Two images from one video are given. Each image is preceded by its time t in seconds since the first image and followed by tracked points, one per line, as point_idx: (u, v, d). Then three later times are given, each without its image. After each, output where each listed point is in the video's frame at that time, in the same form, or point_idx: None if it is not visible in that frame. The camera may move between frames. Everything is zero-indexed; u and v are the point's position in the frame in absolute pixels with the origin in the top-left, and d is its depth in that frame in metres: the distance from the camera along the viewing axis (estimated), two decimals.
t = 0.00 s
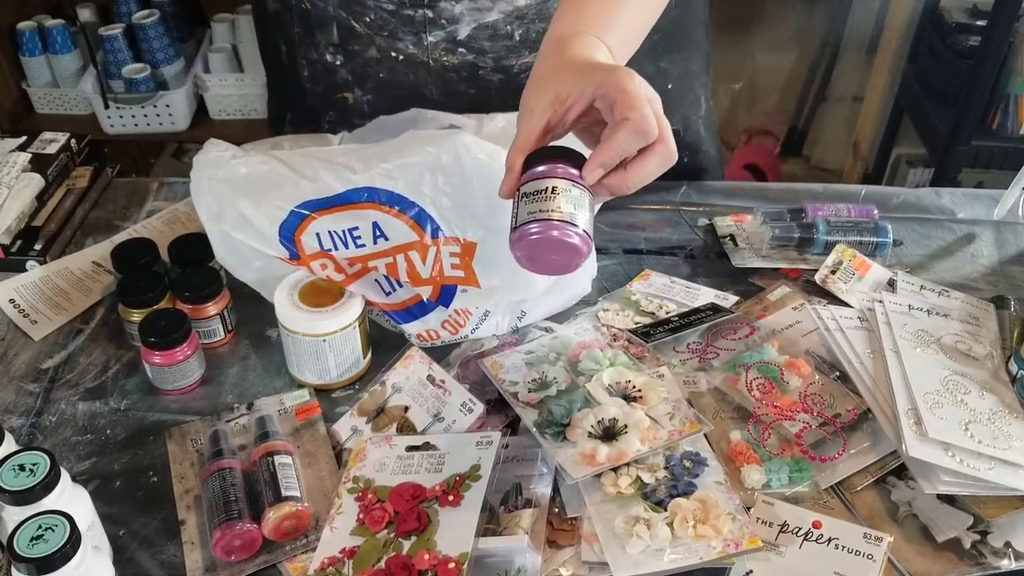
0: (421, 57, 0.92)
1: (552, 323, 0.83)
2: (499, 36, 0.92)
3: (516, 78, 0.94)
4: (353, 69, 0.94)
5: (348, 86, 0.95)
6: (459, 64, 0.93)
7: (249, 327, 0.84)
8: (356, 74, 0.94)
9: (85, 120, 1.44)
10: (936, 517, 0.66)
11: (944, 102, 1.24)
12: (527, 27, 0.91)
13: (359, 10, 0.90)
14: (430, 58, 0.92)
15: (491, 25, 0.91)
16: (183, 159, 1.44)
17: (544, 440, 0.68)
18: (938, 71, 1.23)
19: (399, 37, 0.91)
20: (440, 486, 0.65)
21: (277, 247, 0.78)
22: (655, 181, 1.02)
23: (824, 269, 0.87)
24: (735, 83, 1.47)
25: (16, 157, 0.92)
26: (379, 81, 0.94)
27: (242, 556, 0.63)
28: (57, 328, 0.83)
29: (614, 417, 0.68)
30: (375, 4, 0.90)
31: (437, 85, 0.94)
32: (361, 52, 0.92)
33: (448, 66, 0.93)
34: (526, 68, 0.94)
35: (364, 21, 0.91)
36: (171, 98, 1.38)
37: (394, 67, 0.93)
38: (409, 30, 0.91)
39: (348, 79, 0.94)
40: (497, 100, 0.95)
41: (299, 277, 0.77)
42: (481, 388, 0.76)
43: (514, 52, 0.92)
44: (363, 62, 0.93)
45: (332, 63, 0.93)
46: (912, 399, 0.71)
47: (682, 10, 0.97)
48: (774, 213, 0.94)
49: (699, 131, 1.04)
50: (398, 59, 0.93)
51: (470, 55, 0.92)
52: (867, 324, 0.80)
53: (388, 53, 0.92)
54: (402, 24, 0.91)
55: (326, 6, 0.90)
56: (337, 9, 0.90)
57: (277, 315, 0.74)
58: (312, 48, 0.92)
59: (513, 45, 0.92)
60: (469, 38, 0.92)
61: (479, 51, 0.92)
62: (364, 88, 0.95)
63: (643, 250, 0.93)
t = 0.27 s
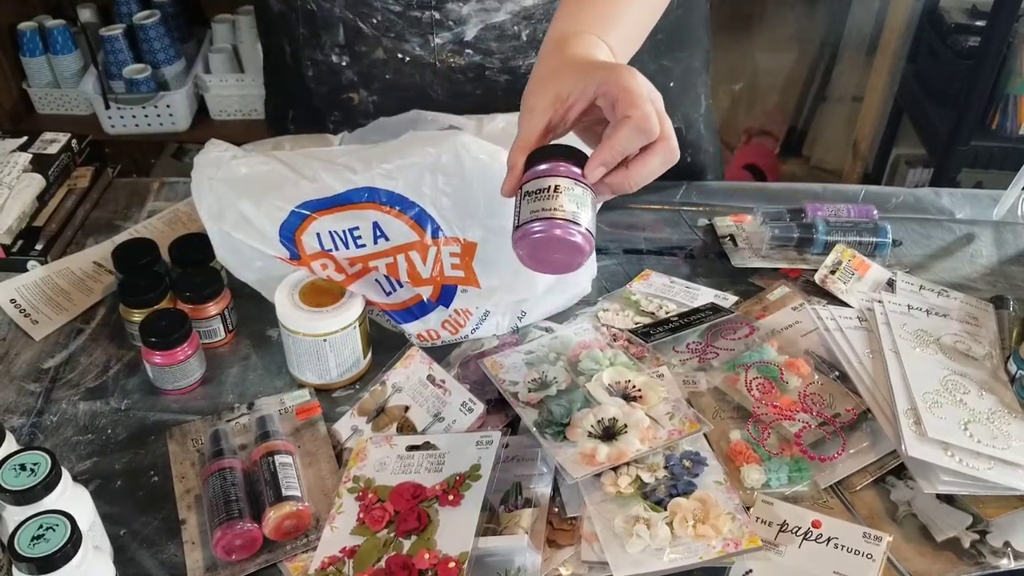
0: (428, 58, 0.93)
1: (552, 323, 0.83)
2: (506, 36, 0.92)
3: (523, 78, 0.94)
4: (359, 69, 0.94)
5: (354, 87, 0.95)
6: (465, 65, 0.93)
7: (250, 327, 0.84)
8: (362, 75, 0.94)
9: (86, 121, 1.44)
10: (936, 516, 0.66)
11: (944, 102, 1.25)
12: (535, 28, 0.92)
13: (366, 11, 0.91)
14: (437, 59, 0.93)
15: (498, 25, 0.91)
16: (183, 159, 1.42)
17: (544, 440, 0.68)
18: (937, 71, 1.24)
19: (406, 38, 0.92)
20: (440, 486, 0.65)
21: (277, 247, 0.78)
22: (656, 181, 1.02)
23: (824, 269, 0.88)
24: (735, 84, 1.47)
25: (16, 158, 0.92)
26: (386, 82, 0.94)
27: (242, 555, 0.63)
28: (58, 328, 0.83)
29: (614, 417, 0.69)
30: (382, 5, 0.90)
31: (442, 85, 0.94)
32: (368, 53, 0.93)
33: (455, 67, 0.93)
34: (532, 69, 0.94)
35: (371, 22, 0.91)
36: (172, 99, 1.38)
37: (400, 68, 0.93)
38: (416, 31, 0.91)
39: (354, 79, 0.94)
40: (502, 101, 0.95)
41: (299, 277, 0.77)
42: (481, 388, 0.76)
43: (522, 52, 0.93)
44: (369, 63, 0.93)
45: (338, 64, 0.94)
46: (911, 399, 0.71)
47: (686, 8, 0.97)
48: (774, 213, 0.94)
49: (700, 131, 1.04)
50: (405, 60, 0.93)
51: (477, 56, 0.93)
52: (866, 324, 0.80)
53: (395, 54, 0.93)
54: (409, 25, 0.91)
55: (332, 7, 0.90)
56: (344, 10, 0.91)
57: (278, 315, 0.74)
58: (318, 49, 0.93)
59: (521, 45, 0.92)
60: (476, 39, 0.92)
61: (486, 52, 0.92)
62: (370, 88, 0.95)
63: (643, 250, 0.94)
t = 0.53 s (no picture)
0: (421, 57, 0.92)
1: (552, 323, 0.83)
2: (498, 36, 0.92)
3: (516, 78, 0.94)
4: (353, 66, 0.94)
5: (349, 83, 0.95)
6: (458, 64, 0.93)
7: (249, 327, 0.84)
8: (356, 72, 0.94)
9: (86, 121, 1.44)
10: (936, 516, 0.66)
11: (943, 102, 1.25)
12: (527, 28, 0.91)
13: (360, 9, 0.90)
14: (430, 58, 0.93)
15: (490, 26, 0.91)
16: (183, 159, 1.42)
17: (544, 440, 0.68)
18: (937, 71, 1.24)
19: (399, 37, 0.91)
20: (440, 486, 0.65)
21: (277, 247, 0.78)
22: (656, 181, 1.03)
23: (824, 269, 0.88)
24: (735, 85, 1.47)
25: (17, 158, 0.92)
26: (380, 80, 0.94)
27: (242, 555, 0.63)
28: (58, 328, 0.83)
29: (614, 417, 0.69)
30: (376, 3, 0.90)
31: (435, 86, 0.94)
32: (362, 50, 0.93)
33: (448, 67, 0.93)
34: (527, 69, 0.94)
35: (365, 19, 0.91)
36: (172, 98, 1.38)
37: (393, 66, 0.93)
38: (409, 30, 0.91)
39: (348, 76, 0.94)
40: (497, 100, 0.95)
41: (299, 277, 0.77)
42: (481, 388, 0.76)
43: (513, 53, 0.92)
44: (364, 60, 0.93)
45: (332, 61, 0.94)
46: (911, 399, 0.71)
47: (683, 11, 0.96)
48: (774, 213, 0.94)
49: (695, 133, 1.04)
50: (397, 58, 0.93)
51: (469, 56, 0.92)
52: (866, 324, 0.80)
53: (388, 52, 0.92)
54: (403, 24, 0.91)
55: (327, 4, 0.90)
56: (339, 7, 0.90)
57: (278, 315, 0.74)
58: (313, 44, 0.93)
59: (513, 46, 0.92)
60: (468, 39, 0.92)
61: (478, 52, 0.92)
62: (364, 86, 0.95)
63: (643, 250, 0.94)
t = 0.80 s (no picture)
0: (421, 59, 0.92)
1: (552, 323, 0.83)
2: (498, 40, 0.92)
3: (515, 82, 0.94)
4: (352, 68, 0.94)
5: (348, 85, 0.95)
6: (458, 67, 0.93)
7: (250, 327, 0.84)
8: (356, 74, 0.94)
9: (86, 121, 1.44)
10: (936, 516, 0.66)
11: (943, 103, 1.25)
12: (527, 32, 0.92)
13: (360, 11, 0.90)
14: (429, 61, 0.93)
15: (490, 29, 0.91)
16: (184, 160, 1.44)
17: (544, 440, 0.68)
18: (937, 71, 1.24)
19: (398, 39, 0.91)
20: (440, 486, 0.65)
21: (277, 247, 0.78)
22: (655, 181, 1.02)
23: (824, 269, 0.88)
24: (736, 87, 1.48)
25: (17, 157, 0.92)
26: (379, 81, 0.94)
27: (242, 555, 0.63)
28: (58, 328, 0.83)
29: (614, 417, 0.69)
30: (375, 6, 0.90)
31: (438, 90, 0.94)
32: (362, 52, 0.93)
33: (448, 69, 0.93)
34: (525, 73, 0.94)
35: (364, 21, 0.91)
36: (172, 99, 1.38)
37: (393, 67, 0.93)
38: (408, 31, 0.91)
39: (348, 78, 0.95)
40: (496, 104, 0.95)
41: (300, 277, 0.77)
42: (481, 388, 0.76)
43: (513, 57, 0.93)
44: (362, 62, 0.93)
45: (332, 62, 0.94)
46: (911, 399, 0.71)
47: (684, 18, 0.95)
48: (774, 213, 0.94)
49: (694, 136, 1.05)
50: (397, 60, 0.93)
51: (469, 59, 0.92)
52: (866, 324, 0.80)
53: (387, 54, 0.92)
54: (402, 26, 0.91)
55: (327, 5, 0.90)
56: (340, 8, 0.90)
57: (278, 315, 0.74)
58: (313, 46, 0.93)
59: (513, 49, 0.92)
60: (468, 42, 0.92)
61: (479, 54, 0.92)
62: (363, 86, 0.95)
63: (643, 250, 0.94)
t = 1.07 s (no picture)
0: (415, 59, 0.92)
1: (552, 323, 0.83)
2: (492, 41, 0.91)
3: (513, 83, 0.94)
4: (348, 67, 0.94)
5: (344, 83, 0.95)
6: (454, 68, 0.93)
7: (250, 327, 0.84)
8: (351, 72, 0.94)
9: (86, 121, 1.44)
10: (936, 516, 0.66)
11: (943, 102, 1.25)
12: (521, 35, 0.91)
13: (355, 10, 0.90)
14: (423, 61, 0.92)
15: (484, 30, 0.90)
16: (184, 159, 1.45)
17: (544, 440, 0.68)
18: (937, 71, 1.24)
19: (392, 38, 0.91)
20: (440, 486, 0.65)
21: (277, 246, 0.78)
22: (655, 182, 1.03)
23: (824, 269, 0.88)
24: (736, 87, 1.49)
25: (17, 157, 0.92)
26: (374, 80, 0.94)
27: (242, 555, 0.63)
28: (58, 328, 0.83)
29: (614, 417, 0.69)
30: (370, 5, 0.89)
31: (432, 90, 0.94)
32: (357, 50, 0.92)
33: (442, 70, 0.93)
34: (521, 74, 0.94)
35: (360, 20, 0.90)
36: (172, 99, 1.38)
37: (388, 67, 0.93)
38: (403, 32, 0.90)
39: (343, 76, 0.95)
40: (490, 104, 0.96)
41: (300, 277, 0.77)
42: (481, 388, 0.76)
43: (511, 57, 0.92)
44: (358, 60, 0.93)
45: (328, 60, 0.94)
46: (911, 399, 0.71)
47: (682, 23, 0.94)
48: (774, 213, 0.94)
49: (688, 138, 1.05)
50: (391, 60, 0.92)
51: (464, 59, 0.92)
52: (866, 324, 0.80)
53: (381, 53, 0.92)
54: (397, 26, 0.90)
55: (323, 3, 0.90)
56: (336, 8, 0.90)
57: (278, 315, 0.75)
58: (310, 43, 0.93)
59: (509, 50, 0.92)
60: (462, 42, 0.91)
61: (473, 55, 0.92)
62: (359, 85, 0.95)
63: (643, 250, 0.94)
